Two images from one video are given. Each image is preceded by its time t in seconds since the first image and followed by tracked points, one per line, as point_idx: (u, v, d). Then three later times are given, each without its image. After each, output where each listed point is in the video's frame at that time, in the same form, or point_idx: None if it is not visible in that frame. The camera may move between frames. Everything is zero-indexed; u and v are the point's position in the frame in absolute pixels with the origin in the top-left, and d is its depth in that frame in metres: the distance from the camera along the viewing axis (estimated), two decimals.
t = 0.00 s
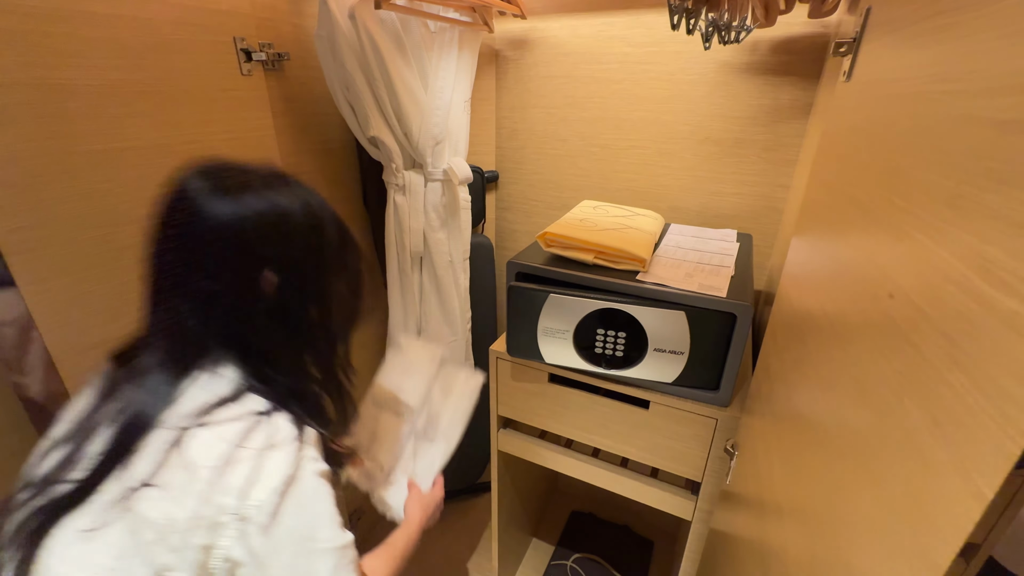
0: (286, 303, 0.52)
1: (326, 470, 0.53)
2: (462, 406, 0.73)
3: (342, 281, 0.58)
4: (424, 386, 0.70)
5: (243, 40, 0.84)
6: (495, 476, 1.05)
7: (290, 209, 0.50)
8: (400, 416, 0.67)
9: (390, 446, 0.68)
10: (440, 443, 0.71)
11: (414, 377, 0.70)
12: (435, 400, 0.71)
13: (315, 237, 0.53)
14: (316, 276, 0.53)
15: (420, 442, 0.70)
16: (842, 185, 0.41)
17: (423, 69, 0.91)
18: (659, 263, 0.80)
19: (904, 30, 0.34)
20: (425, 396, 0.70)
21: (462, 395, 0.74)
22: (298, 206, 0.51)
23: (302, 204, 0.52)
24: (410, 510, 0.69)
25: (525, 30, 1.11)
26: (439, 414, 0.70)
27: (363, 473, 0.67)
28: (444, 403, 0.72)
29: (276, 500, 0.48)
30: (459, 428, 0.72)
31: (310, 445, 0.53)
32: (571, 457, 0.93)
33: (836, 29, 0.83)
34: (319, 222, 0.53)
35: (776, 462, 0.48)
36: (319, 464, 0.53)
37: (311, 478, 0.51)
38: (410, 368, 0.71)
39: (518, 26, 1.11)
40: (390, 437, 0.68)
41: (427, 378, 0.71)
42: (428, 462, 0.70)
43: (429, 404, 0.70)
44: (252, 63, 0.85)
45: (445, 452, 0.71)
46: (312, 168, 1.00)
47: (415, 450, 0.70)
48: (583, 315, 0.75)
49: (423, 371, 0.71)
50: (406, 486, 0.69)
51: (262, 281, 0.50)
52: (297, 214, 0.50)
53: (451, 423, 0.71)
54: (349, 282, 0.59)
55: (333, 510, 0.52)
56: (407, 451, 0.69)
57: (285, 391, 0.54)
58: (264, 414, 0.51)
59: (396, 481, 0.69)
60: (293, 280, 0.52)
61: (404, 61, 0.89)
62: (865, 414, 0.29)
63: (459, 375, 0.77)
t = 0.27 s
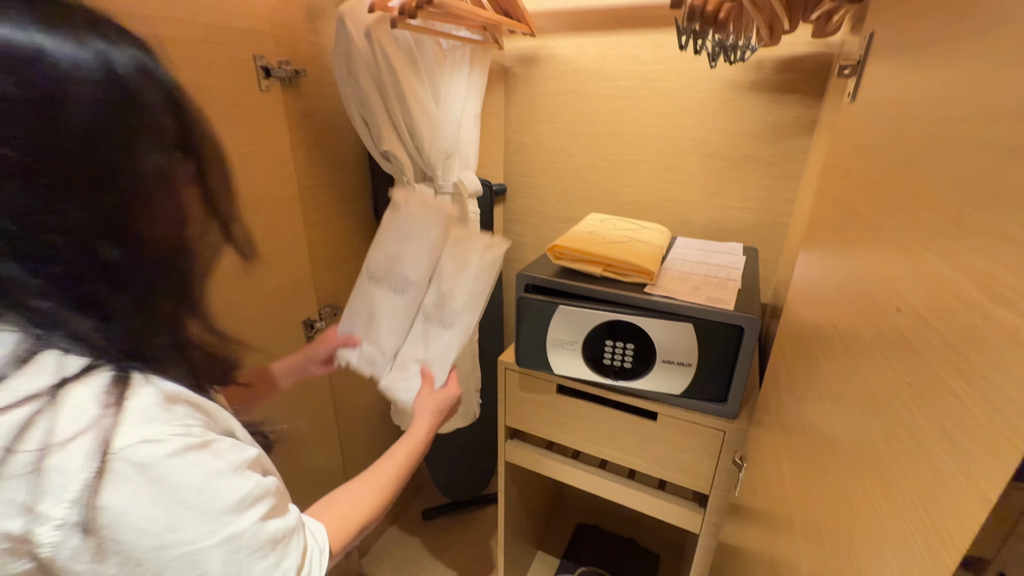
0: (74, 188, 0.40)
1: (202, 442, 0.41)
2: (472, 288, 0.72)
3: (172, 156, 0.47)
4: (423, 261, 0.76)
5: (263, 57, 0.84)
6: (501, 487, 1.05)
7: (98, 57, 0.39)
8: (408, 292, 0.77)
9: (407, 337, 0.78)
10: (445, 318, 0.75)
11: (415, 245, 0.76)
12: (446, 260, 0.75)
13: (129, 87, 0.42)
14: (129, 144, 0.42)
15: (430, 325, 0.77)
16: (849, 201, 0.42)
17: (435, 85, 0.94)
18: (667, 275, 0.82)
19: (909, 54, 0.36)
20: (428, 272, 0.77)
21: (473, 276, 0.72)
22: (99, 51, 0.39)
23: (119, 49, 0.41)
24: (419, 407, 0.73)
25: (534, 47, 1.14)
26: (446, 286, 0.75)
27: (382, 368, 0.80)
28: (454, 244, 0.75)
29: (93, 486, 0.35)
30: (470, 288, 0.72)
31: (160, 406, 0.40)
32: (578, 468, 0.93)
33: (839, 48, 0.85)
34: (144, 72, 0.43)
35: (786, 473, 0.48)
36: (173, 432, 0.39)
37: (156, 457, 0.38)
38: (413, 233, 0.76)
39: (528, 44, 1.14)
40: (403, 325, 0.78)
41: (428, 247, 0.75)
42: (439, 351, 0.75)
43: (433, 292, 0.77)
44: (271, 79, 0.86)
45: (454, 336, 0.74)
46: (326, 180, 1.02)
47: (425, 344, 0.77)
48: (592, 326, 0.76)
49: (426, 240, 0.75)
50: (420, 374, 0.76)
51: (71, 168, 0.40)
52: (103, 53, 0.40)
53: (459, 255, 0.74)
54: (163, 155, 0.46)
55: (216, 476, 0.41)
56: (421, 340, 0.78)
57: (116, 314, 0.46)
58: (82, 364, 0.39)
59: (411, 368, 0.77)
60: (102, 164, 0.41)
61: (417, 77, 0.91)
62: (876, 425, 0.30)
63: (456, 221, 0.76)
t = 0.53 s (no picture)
0: None
1: (119, 462, 0.39)
2: (481, 242, 0.68)
3: None
4: (421, 215, 0.72)
5: (280, 84, 0.88)
6: (505, 504, 1.05)
7: None
8: (408, 252, 0.72)
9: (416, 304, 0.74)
10: (456, 280, 0.71)
11: (410, 203, 0.71)
12: (450, 213, 0.71)
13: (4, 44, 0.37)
14: None
15: (441, 286, 0.73)
16: (840, 227, 0.45)
17: (444, 109, 0.98)
18: (668, 294, 0.84)
19: (891, 94, 0.39)
20: (428, 229, 0.73)
21: (473, 230, 0.69)
22: None
23: None
24: (436, 381, 0.71)
25: (538, 74, 1.18)
26: (452, 241, 0.71)
27: (393, 336, 0.76)
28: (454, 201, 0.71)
29: None
30: (477, 246, 0.69)
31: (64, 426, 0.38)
32: (582, 484, 0.95)
33: (831, 77, 0.89)
34: None
35: (786, 489, 0.50)
36: (78, 454, 0.38)
37: (59, 483, 0.36)
38: (404, 189, 0.72)
39: (532, 70, 1.18)
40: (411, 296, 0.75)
41: (422, 201, 0.71)
42: (453, 316, 0.72)
43: (439, 251, 0.73)
44: (287, 105, 0.89)
45: (470, 301, 0.70)
46: (336, 200, 1.06)
47: (438, 311, 0.73)
48: (595, 344, 0.79)
49: (417, 193, 0.71)
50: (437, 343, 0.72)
51: None
52: None
53: (459, 220, 0.70)
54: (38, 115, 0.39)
55: (143, 494, 0.40)
56: (432, 305, 0.74)
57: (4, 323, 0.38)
58: None
59: (426, 337, 0.74)
60: None
61: (427, 102, 0.95)
62: (866, 439, 0.32)
63: (444, 162, 0.72)
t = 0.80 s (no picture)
0: None
1: (68, 501, 0.37)
2: (491, 269, 0.70)
3: None
4: (439, 243, 0.74)
5: (289, 110, 0.91)
6: (505, 523, 1.05)
7: None
8: (425, 278, 0.75)
9: (427, 327, 0.75)
10: (465, 305, 0.72)
11: (432, 230, 0.74)
12: (462, 239, 0.73)
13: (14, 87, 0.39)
14: None
15: (450, 310, 0.73)
16: (828, 256, 0.47)
17: (446, 134, 1.01)
18: (666, 315, 0.86)
19: (872, 134, 0.41)
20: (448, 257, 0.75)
21: (484, 257, 0.70)
22: None
23: None
24: (440, 406, 0.71)
25: (537, 99, 1.22)
26: (462, 266, 0.72)
27: (404, 359, 0.77)
28: (466, 228, 0.72)
29: None
30: (487, 271, 0.70)
31: (18, 463, 0.36)
32: (581, 504, 0.95)
33: (820, 106, 0.93)
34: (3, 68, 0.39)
35: (781, 508, 0.51)
36: (29, 492, 0.36)
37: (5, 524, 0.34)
38: (428, 217, 0.74)
39: (532, 95, 1.22)
40: (423, 320, 0.76)
41: (442, 229, 0.74)
42: (460, 340, 0.72)
43: (449, 275, 0.74)
44: (295, 130, 0.92)
45: (477, 326, 0.71)
46: (340, 221, 1.08)
47: (446, 335, 0.74)
48: (595, 365, 0.80)
49: (439, 222, 0.74)
50: (442, 368, 0.73)
51: None
52: None
53: (471, 246, 0.71)
54: (39, 151, 0.40)
55: (102, 531, 0.38)
56: (441, 329, 0.74)
57: None
58: None
59: (432, 361, 0.75)
60: None
61: (430, 128, 0.98)
62: (854, 462, 0.33)
63: (473, 195, 0.75)
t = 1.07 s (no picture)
0: None
1: (57, 509, 0.36)
2: (488, 283, 0.71)
3: None
4: (434, 256, 0.74)
5: (288, 123, 0.91)
6: (502, 539, 1.04)
7: None
8: (420, 291, 0.75)
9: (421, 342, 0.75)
10: (461, 317, 0.72)
11: (427, 244, 0.75)
12: (457, 252, 0.73)
13: (14, 102, 0.39)
14: None
15: (446, 323, 0.73)
16: (823, 269, 0.47)
17: (444, 147, 1.02)
18: (663, 327, 0.86)
19: (865, 149, 0.42)
20: (441, 270, 0.75)
21: (480, 270, 0.71)
22: None
23: None
24: (440, 418, 0.71)
25: (534, 113, 1.23)
26: (458, 280, 0.73)
27: (398, 373, 0.76)
28: (461, 241, 0.73)
29: None
30: (484, 283, 0.71)
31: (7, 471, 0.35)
32: (579, 518, 0.94)
33: (813, 121, 0.94)
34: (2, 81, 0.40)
35: (780, 523, 0.51)
36: (18, 502, 0.34)
37: None
38: (423, 231, 0.75)
39: (529, 109, 1.23)
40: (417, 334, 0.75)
41: (438, 244, 0.74)
42: (456, 352, 0.73)
43: (444, 288, 0.74)
44: (293, 143, 0.93)
45: (475, 339, 0.72)
46: (338, 233, 1.08)
47: (441, 349, 0.74)
48: (592, 377, 0.80)
49: (435, 236, 0.74)
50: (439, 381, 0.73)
51: None
52: None
53: (466, 259, 0.72)
54: (43, 165, 0.41)
55: (93, 540, 0.37)
56: (436, 342, 0.74)
57: None
58: None
59: (428, 374, 0.74)
60: None
61: (428, 141, 0.98)
62: (852, 477, 0.33)
63: (466, 210, 0.76)
